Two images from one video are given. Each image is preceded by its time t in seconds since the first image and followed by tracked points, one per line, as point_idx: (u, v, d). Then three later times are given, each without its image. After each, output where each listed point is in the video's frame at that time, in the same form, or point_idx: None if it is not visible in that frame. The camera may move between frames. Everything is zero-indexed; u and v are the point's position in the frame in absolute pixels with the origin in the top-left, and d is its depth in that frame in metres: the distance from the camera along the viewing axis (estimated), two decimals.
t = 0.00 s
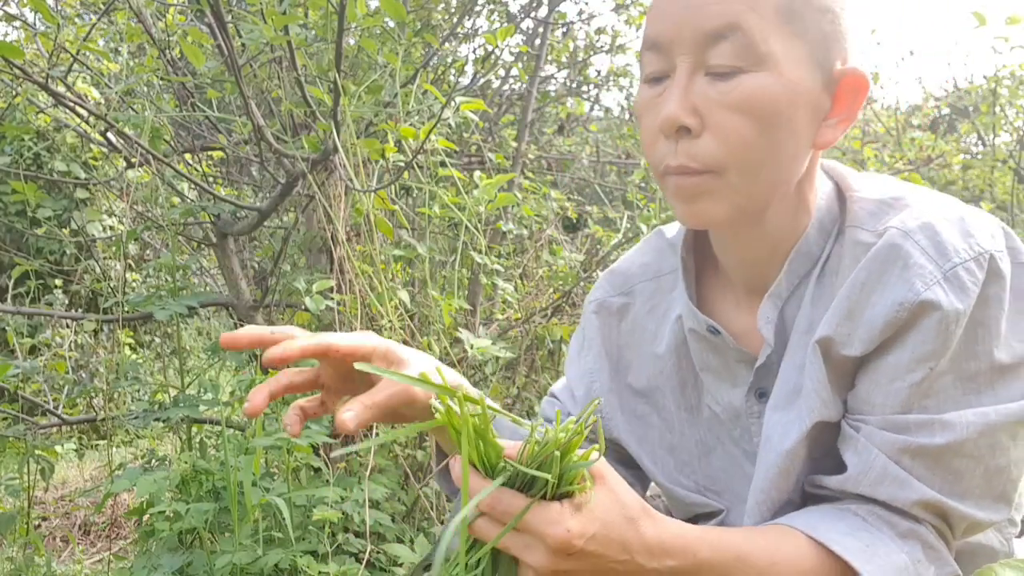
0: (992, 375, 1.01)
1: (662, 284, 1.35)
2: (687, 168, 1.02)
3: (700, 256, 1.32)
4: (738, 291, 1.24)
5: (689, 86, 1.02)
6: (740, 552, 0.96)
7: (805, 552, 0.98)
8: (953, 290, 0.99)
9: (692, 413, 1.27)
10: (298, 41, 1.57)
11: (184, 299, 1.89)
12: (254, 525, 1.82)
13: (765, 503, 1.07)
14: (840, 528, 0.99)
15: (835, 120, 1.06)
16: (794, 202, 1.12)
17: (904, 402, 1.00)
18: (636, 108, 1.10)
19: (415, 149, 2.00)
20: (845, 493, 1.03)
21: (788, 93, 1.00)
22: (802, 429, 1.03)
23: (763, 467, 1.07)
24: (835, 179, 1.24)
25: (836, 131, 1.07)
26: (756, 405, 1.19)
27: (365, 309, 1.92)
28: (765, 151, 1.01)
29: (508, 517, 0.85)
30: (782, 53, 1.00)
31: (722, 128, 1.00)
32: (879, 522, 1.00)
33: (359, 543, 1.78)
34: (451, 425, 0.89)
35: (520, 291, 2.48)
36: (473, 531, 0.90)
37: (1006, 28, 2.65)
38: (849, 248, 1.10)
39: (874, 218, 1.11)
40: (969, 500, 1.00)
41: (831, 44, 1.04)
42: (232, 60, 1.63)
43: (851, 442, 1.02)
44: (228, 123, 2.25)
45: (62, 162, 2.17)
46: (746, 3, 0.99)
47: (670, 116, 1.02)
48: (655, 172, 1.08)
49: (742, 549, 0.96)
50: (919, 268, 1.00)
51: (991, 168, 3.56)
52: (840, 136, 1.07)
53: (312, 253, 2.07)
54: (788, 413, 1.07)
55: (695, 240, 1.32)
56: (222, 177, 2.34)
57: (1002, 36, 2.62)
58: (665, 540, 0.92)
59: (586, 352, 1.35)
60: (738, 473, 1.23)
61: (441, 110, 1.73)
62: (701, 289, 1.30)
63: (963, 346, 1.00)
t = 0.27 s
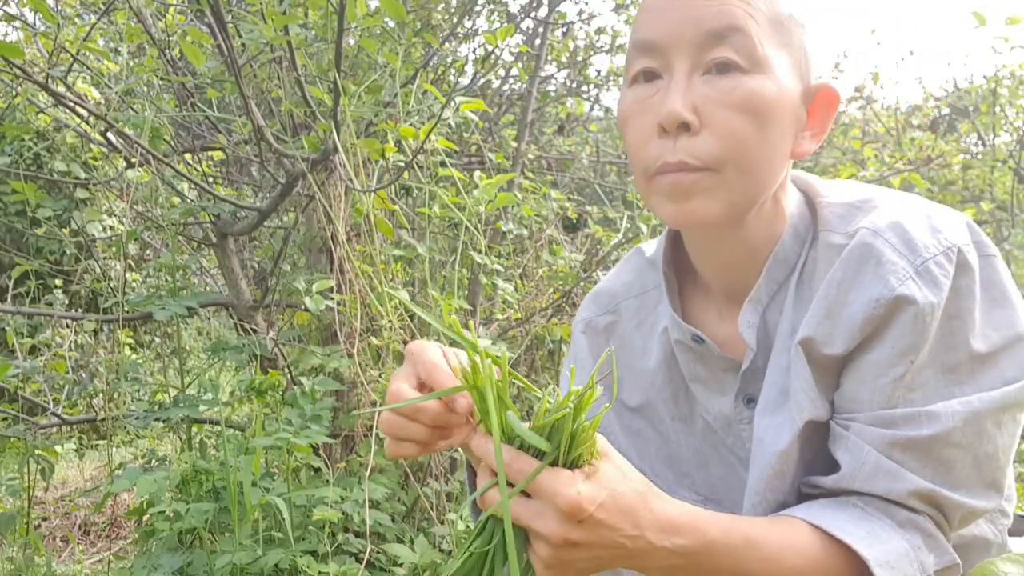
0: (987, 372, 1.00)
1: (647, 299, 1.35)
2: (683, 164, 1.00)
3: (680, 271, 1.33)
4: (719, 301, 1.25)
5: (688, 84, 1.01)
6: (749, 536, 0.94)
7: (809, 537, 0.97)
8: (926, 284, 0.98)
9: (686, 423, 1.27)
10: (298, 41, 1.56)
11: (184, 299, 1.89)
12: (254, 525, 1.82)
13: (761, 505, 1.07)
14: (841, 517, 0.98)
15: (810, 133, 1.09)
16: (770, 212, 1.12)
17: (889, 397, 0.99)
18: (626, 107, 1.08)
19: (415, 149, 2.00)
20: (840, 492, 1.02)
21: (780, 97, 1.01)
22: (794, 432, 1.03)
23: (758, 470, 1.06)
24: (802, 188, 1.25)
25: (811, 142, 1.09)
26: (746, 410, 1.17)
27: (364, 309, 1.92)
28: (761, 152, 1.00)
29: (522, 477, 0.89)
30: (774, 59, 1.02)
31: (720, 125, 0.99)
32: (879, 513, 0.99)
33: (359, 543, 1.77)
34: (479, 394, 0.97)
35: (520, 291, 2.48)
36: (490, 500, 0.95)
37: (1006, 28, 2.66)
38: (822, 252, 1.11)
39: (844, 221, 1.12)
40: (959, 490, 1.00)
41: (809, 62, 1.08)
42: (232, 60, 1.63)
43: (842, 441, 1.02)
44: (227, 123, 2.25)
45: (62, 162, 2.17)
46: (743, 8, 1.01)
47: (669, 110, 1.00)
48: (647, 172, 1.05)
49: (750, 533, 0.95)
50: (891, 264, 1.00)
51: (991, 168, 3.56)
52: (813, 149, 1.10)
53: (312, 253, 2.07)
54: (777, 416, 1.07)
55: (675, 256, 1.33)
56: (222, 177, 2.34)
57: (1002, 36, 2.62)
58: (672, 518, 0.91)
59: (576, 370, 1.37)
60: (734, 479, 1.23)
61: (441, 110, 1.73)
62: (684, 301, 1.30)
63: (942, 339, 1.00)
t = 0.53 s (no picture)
0: (990, 374, 1.00)
1: (641, 305, 1.34)
2: (694, 172, 1.00)
3: (674, 276, 1.32)
4: (713, 306, 1.25)
5: (706, 91, 1.01)
6: (760, 541, 0.94)
7: (819, 542, 0.96)
8: (924, 288, 0.99)
9: (682, 428, 1.26)
10: (298, 41, 1.56)
11: (184, 299, 1.89)
12: (254, 525, 1.82)
13: (766, 511, 1.07)
14: (850, 520, 0.98)
15: (812, 150, 1.12)
16: (772, 222, 1.12)
17: (890, 400, 0.99)
18: (639, 108, 1.07)
19: (415, 149, 2.00)
20: (846, 497, 1.02)
21: (794, 113, 1.02)
22: (796, 439, 1.02)
23: (762, 474, 1.06)
24: (795, 192, 1.25)
25: (812, 160, 1.12)
26: (744, 416, 1.17)
27: (365, 309, 1.92)
28: (772, 165, 1.01)
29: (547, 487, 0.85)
30: (791, 75, 1.03)
31: (734, 137, 0.99)
32: (887, 516, 0.99)
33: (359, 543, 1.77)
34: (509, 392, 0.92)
35: (520, 291, 2.48)
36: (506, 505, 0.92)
37: (1005, 28, 2.66)
38: (819, 257, 1.10)
39: (839, 225, 1.12)
40: (964, 491, 0.99)
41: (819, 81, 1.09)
42: (232, 60, 1.63)
43: (845, 445, 1.01)
44: (227, 123, 2.25)
45: (62, 162, 2.17)
46: (763, 22, 1.01)
47: (685, 117, 0.99)
48: (655, 177, 1.04)
49: (762, 538, 0.94)
50: (889, 268, 1.00)
51: (992, 168, 3.56)
52: (813, 166, 1.13)
53: (312, 253, 2.07)
54: (779, 420, 1.07)
55: (669, 261, 1.32)
56: (222, 177, 2.34)
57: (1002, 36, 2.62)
58: (687, 525, 0.90)
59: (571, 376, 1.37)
60: (733, 485, 1.23)
61: (441, 110, 1.73)
62: (678, 306, 1.30)
63: (942, 341, 1.00)
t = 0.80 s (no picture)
0: (1000, 376, 1.00)
1: (648, 305, 1.34)
2: (708, 177, 0.99)
3: (682, 276, 1.32)
4: (724, 306, 1.24)
5: (718, 95, 1.00)
6: (787, 551, 0.92)
7: (839, 546, 0.95)
8: (942, 288, 0.99)
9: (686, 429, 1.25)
10: (298, 41, 1.56)
11: (184, 299, 1.89)
12: (254, 525, 1.83)
13: (781, 513, 1.07)
14: (867, 522, 0.97)
15: (825, 150, 1.12)
16: (783, 224, 1.12)
17: (904, 402, 0.99)
18: (650, 111, 1.06)
19: (415, 149, 2.00)
20: (859, 498, 1.02)
21: (806, 115, 1.02)
22: (812, 442, 1.02)
23: (776, 477, 1.06)
24: (808, 192, 1.25)
25: (825, 159, 1.12)
26: (754, 417, 1.17)
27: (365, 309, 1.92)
28: (785, 169, 1.01)
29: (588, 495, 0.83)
30: (804, 77, 1.03)
31: (748, 141, 0.98)
32: (902, 518, 0.98)
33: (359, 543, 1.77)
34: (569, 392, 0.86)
35: (520, 291, 2.48)
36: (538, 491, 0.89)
37: (1005, 28, 2.66)
38: (834, 257, 1.11)
39: (854, 226, 1.13)
40: (977, 492, 0.99)
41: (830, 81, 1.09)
42: (232, 60, 1.63)
43: (859, 446, 1.01)
44: (227, 123, 2.25)
45: (62, 162, 2.17)
46: (773, 26, 1.01)
47: (699, 123, 0.98)
48: (667, 181, 1.03)
49: (787, 548, 0.92)
50: (907, 269, 1.00)
51: (991, 168, 3.56)
52: (826, 165, 1.13)
53: (312, 253, 2.07)
54: (794, 422, 1.07)
55: (678, 261, 1.32)
56: (222, 177, 2.34)
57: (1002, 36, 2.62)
58: (719, 538, 0.87)
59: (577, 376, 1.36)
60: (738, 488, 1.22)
61: (441, 110, 1.73)
62: (687, 306, 1.30)
63: (958, 342, 1.00)
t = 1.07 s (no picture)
0: (1004, 374, 1.00)
1: (648, 307, 1.34)
2: (688, 190, 1.00)
3: (684, 276, 1.31)
4: (728, 306, 1.24)
5: (694, 108, 1.00)
6: (795, 542, 0.93)
7: (846, 541, 0.95)
8: (947, 286, 0.99)
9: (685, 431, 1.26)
10: (298, 41, 1.56)
11: (184, 299, 1.89)
12: (254, 525, 1.83)
13: (788, 512, 1.06)
14: (874, 519, 0.97)
15: (820, 147, 1.09)
16: (780, 223, 1.12)
17: (909, 399, 0.99)
18: (631, 124, 1.07)
19: (415, 149, 2.00)
20: (865, 496, 1.02)
21: (788, 122, 1.01)
22: (818, 439, 1.03)
23: (782, 475, 1.06)
24: (812, 193, 1.25)
25: (821, 157, 1.09)
26: (756, 417, 1.17)
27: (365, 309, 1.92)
28: (766, 177, 1.01)
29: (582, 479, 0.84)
30: (784, 81, 1.01)
31: (726, 153, 0.99)
32: (909, 515, 0.98)
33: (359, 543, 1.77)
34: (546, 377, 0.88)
35: (520, 291, 2.48)
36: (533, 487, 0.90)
37: (1005, 28, 2.66)
38: (839, 256, 1.11)
39: (859, 225, 1.13)
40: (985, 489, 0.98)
41: (821, 77, 1.07)
42: (232, 60, 1.62)
43: (864, 444, 1.01)
44: (227, 123, 2.25)
45: (62, 162, 2.17)
46: (751, 33, 1.00)
47: (676, 137, 0.99)
48: (650, 193, 1.05)
49: (795, 538, 0.93)
50: (913, 267, 1.00)
51: (992, 168, 3.56)
52: (822, 163, 1.11)
53: (312, 253, 2.07)
54: (799, 421, 1.07)
55: (678, 261, 1.32)
56: (221, 177, 2.34)
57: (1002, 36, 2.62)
58: (722, 523, 0.89)
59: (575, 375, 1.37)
60: (740, 490, 1.23)
61: (441, 110, 1.73)
62: (689, 307, 1.30)
63: (963, 340, 1.00)
